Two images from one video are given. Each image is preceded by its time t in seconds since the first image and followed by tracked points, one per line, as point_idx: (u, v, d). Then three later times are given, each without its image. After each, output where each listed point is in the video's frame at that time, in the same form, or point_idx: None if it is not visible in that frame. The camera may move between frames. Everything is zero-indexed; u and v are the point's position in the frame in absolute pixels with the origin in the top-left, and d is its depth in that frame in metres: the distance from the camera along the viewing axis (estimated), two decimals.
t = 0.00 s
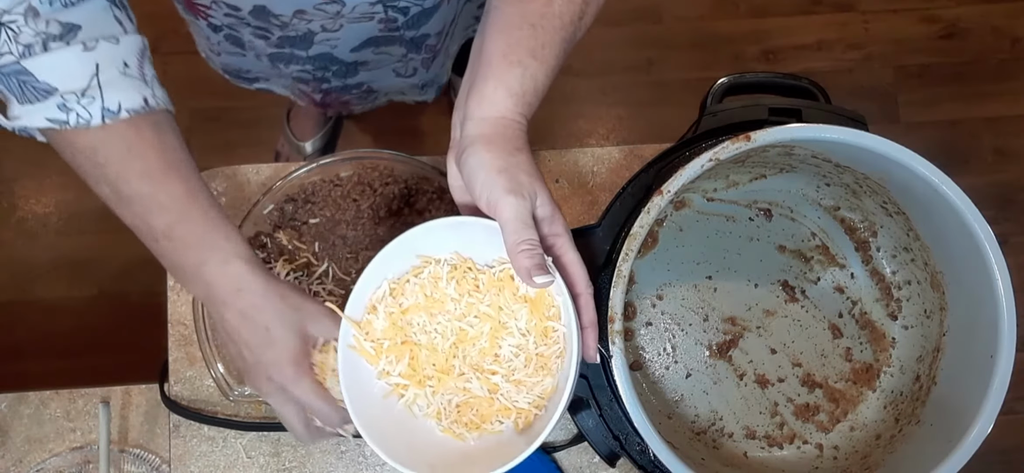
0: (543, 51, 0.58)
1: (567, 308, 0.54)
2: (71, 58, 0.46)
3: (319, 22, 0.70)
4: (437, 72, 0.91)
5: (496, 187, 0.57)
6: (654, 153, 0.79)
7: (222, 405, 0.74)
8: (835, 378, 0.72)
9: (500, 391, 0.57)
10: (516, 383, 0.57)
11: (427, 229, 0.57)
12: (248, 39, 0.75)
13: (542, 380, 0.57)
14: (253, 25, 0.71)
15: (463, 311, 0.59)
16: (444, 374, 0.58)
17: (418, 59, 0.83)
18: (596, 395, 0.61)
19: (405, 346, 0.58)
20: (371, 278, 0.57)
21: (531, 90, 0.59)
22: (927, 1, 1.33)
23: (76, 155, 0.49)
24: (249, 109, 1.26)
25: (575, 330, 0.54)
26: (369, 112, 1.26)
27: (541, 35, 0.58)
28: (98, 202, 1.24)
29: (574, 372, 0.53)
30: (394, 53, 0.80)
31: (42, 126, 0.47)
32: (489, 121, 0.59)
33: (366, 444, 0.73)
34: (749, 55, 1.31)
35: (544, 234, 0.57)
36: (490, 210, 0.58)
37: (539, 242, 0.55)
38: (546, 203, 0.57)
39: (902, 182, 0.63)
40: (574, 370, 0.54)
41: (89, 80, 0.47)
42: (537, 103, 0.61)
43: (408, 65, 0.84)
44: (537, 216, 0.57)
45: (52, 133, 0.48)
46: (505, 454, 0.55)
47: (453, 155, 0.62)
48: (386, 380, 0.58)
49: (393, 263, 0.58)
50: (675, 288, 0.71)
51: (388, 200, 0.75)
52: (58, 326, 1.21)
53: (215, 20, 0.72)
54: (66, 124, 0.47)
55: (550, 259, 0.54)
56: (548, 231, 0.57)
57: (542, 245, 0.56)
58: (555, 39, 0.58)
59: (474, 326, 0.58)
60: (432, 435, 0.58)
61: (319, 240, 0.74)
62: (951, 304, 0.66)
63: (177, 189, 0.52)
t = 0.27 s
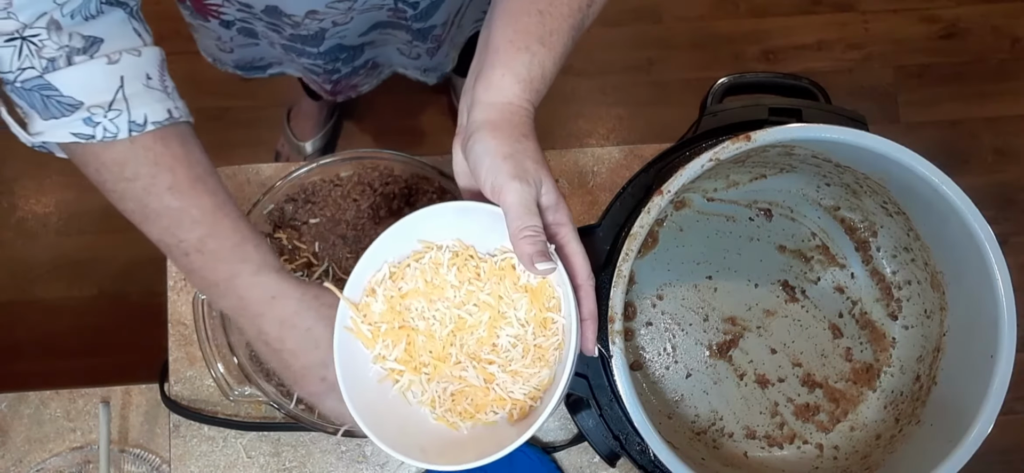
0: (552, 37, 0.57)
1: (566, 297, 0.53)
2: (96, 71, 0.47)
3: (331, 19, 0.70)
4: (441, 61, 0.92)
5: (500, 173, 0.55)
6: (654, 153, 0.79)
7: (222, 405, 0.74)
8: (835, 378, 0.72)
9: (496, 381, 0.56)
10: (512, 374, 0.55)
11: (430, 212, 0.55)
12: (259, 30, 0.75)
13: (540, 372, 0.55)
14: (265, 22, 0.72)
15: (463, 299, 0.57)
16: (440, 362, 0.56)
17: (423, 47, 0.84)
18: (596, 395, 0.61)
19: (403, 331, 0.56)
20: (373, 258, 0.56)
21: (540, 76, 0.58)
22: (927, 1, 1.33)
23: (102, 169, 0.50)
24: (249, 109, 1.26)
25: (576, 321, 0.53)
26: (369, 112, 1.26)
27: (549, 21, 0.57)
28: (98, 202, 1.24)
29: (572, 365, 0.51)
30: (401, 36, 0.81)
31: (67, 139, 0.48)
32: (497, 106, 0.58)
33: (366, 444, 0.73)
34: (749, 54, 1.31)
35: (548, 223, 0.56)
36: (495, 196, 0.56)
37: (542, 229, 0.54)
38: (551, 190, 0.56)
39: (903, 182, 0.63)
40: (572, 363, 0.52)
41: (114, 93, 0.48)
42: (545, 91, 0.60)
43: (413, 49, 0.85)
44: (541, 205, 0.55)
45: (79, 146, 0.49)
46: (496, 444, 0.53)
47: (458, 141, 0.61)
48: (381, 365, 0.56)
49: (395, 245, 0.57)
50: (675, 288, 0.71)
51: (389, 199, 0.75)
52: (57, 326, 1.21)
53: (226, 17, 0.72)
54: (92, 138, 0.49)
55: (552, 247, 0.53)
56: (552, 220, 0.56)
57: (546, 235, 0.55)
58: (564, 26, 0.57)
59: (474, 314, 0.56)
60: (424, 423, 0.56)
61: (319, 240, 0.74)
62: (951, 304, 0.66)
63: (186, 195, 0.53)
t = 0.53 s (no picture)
0: (555, 30, 0.57)
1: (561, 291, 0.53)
2: (115, 63, 0.47)
3: (335, 19, 0.70)
4: (447, 63, 0.92)
5: (502, 165, 0.55)
6: (654, 153, 0.79)
7: (222, 405, 0.74)
8: (835, 378, 0.72)
9: (491, 376, 0.55)
10: (508, 369, 0.55)
11: (429, 203, 0.55)
12: (265, 29, 0.75)
13: (535, 367, 0.55)
14: (270, 21, 0.72)
15: (461, 292, 0.57)
16: (435, 354, 0.56)
17: (429, 49, 0.84)
18: (596, 395, 0.61)
19: (400, 321, 0.56)
20: (372, 246, 0.56)
21: (543, 68, 0.58)
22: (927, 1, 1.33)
23: (127, 162, 0.50)
24: (249, 108, 1.26)
25: (573, 318, 0.52)
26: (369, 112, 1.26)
27: (552, 14, 0.57)
28: (98, 202, 1.24)
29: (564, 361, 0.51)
30: (406, 38, 0.81)
31: (90, 134, 0.48)
32: (499, 99, 0.58)
33: (366, 444, 0.73)
34: (749, 54, 1.31)
35: (548, 218, 0.56)
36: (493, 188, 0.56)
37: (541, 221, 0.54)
38: (552, 184, 0.56)
39: (903, 182, 0.63)
40: (567, 361, 0.51)
41: (135, 85, 0.48)
42: (548, 85, 0.60)
43: (419, 51, 0.85)
44: (541, 198, 0.55)
45: (103, 142, 0.49)
46: (488, 437, 0.53)
47: (460, 134, 0.61)
48: (376, 354, 0.56)
49: (395, 235, 0.56)
50: (675, 288, 0.71)
51: (388, 198, 0.75)
52: (57, 326, 1.21)
53: (232, 16, 0.72)
54: (115, 131, 0.48)
55: (550, 241, 0.53)
56: (553, 214, 0.56)
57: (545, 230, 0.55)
58: (567, 19, 0.57)
59: (471, 307, 0.56)
60: (417, 415, 0.56)
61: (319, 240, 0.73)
62: (951, 304, 0.66)
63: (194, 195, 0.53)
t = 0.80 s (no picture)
0: (555, 25, 0.57)
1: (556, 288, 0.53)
2: (102, 37, 0.48)
3: (331, 22, 0.70)
4: (446, 72, 0.92)
5: (499, 158, 0.55)
6: (654, 153, 0.79)
7: (222, 405, 0.74)
8: (835, 378, 0.72)
9: (485, 371, 0.55)
10: (502, 365, 0.55)
11: (426, 197, 0.55)
12: (262, 32, 0.75)
13: (529, 364, 0.55)
14: (267, 24, 0.72)
15: (457, 286, 0.56)
16: (431, 349, 0.56)
17: (427, 58, 0.84)
18: (596, 395, 0.61)
19: (395, 314, 0.56)
20: (369, 238, 0.55)
21: (542, 63, 0.58)
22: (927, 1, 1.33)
23: (118, 132, 0.51)
24: (249, 108, 1.26)
25: (568, 315, 0.52)
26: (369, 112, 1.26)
27: (552, 9, 0.57)
28: (98, 201, 1.24)
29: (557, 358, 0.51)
30: (404, 48, 0.81)
31: (80, 108, 0.49)
32: (498, 93, 0.57)
33: (366, 444, 0.73)
34: (749, 54, 1.31)
35: (546, 213, 0.55)
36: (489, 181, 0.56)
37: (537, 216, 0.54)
38: (549, 180, 0.56)
39: (904, 183, 0.63)
40: (560, 358, 0.51)
41: (122, 57, 0.49)
42: (546, 81, 0.60)
43: (417, 62, 0.85)
44: (539, 193, 0.55)
45: (92, 116, 0.50)
46: (478, 433, 0.53)
47: (459, 128, 0.61)
48: (371, 347, 0.56)
49: (392, 228, 0.56)
50: (675, 288, 0.71)
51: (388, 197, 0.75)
52: (57, 326, 1.21)
53: (230, 17, 0.73)
54: (105, 104, 0.49)
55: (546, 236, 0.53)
56: (550, 209, 0.55)
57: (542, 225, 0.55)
58: (567, 15, 0.57)
59: (467, 302, 0.56)
60: (412, 409, 0.56)
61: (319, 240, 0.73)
62: (951, 305, 0.66)
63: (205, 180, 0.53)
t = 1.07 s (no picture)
0: (552, 19, 0.58)
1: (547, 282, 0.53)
2: (45, 18, 0.45)
3: (325, 22, 0.70)
4: (440, 77, 0.92)
5: (494, 150, 0.55)
6: (654, 154, 0.79)
7: (222, 405, 0.74)
8: (835, 378, 0.72)
9: (473, 364, 0.55)
10: (490, 358, 0.55)
11: (418, 187, 0.55)
12: (257, 35, 0.75)
13: (517, 358, 0.55)
14: (262, 24, 0.72)
15: (447, 278, 0.56)
16: (419, 340, 0.56)
17: (421, 61, 0.84)
18: (596, 395, 0.61)
19: (385, 304, 0.56)
20: (360, 227, 0.55)
21: (539, 56, 0.58)
22: (927, 1, 1.33)
23: (56, 111, 0.49)
24: (249, 109, 1.26)
25: (558, 310, 0.52)
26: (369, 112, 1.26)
27: (550, 4, 0.57)
28: (98, 201, 1.24)
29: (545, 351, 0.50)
30: (398, 50, 0.81)
31: (14, 85, 0.47)
32: (495, 86, 0.58)
33: (366, 444, 0.73)
34: (749, 55, 1.31)
35: (539, 208, 0.56)
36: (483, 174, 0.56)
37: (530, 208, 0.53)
38: (541, 174, 0.56)
39: (904, 183, 0.63)
40: (548, 353, 0.51)
41: (64, 40, 0.46)
42: (543, 76, 0.60)
43: (411, 65, 0.85)
44: (532, 186, 0.56)
45: (26, 93, 0.48)
46: (464, 424, 0.53)
47: (455, 120, 0.61)
48: (359, 337, 0.56)
49: (384, 217, 0.56)
50: (675, 288, 0.71)
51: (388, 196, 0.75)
52: (57, 326, 1.21)
53: (225, 18, 0.73)
54: (41, 84, 0.47)
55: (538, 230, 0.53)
56: (543, 203, 0.56)
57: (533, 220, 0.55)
58: (565, 9, 0.58)
59: (458, 294, 0.56)
60: (399, 400, 0.56)
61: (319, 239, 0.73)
62: (951, 305, 0.66)
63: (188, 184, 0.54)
